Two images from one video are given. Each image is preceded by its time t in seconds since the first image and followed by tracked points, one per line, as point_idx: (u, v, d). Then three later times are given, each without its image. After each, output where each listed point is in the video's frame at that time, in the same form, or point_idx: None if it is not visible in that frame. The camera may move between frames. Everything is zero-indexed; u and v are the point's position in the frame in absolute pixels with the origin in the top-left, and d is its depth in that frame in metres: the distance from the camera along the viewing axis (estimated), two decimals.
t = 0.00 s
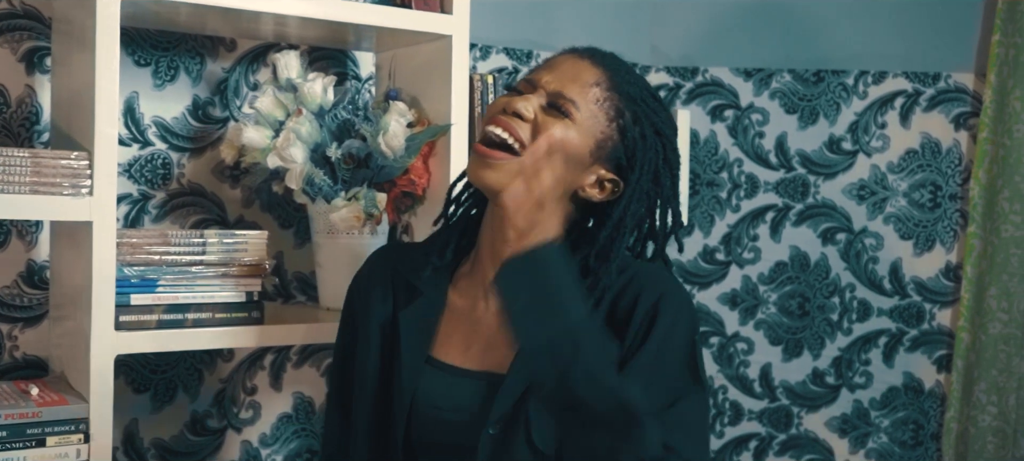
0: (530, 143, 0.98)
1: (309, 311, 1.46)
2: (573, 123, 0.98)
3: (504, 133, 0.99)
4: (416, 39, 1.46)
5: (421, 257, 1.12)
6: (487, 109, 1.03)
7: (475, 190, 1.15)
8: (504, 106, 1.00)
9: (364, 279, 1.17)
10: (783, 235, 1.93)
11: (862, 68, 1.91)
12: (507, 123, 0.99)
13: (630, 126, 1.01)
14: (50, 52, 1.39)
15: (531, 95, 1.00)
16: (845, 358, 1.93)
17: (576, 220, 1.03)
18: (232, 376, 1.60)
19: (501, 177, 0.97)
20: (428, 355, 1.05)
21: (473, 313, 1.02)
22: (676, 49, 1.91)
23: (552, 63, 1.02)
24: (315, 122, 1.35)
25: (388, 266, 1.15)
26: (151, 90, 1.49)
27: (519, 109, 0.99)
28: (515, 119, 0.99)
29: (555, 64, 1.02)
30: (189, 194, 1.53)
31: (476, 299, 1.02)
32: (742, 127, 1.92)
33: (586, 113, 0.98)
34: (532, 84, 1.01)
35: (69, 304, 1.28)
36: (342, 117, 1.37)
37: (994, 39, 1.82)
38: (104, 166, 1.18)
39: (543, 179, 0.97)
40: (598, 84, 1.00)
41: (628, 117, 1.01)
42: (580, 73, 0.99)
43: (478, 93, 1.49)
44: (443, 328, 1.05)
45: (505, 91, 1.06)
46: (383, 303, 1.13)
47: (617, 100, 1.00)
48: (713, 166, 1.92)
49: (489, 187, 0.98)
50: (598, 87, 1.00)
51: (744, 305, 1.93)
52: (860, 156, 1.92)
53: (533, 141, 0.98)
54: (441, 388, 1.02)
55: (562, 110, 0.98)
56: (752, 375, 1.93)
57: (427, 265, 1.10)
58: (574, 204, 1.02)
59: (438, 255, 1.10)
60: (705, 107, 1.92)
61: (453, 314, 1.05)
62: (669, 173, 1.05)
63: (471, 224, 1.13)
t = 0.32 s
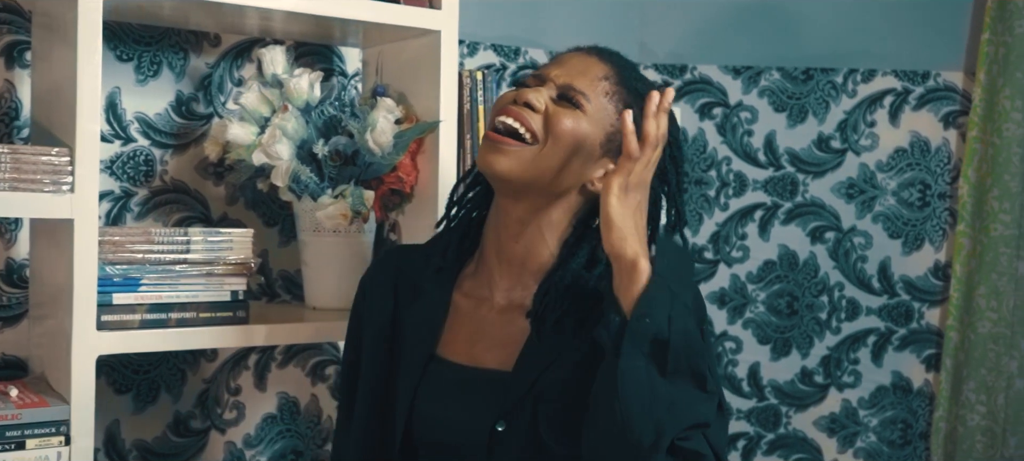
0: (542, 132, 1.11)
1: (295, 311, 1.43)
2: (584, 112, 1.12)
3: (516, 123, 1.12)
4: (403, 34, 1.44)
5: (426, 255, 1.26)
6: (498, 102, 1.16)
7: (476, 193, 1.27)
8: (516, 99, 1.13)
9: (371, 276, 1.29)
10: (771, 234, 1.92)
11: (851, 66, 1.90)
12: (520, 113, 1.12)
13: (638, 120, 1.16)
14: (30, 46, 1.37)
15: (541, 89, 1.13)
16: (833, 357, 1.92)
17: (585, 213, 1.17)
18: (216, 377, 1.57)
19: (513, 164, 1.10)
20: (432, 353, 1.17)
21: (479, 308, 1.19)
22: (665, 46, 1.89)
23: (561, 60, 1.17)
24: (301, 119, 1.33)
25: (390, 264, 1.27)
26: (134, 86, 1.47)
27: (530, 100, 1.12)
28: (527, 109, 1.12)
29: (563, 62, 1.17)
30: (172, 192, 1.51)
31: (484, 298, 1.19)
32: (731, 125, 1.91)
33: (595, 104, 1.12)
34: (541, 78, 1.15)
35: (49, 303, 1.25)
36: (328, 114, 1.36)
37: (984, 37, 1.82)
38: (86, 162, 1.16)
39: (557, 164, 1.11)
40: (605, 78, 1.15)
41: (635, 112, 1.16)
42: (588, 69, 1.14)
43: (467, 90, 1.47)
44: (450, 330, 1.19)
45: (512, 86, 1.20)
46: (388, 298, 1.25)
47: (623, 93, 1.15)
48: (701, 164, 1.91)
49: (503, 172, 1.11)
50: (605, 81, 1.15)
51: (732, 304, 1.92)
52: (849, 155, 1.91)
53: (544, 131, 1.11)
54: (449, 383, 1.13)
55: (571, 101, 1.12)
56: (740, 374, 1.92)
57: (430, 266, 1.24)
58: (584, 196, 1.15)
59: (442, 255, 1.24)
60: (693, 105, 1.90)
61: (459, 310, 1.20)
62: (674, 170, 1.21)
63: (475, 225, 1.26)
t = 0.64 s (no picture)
0: (558, 134, 1.13)
1: (276, 311, 1.41)
2: (600, 115, 1.14)
3: (532, 123, 1.13)
4: (387, 30, 1.43)
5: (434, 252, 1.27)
6: (512, 100, 1.18)
7: (484, 191, 1.30)
8: (533, 100, 1.15)
9: (380, 267, 1.28)
10: (756, 233, 1.91)
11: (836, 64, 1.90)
12: (538, 115, 1.13)
13: (654, 122, 1.18)
14: (5, 40, 1.34)
15: (558, 90, 1.15)
16: (818, 356, 1.91)
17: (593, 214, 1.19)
18: (196, 377, 1.55)
19: (533, 163, 1.12)
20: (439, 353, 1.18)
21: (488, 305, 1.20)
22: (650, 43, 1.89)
23: (576, 59, 1.19)
24: (283, 115, 1.31)
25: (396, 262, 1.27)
26: (112, 81, 1.44)
27: (548, 101, 1.13)
28: (545, 110, 1.13)
29: (579, 61, 1.18)
30: (151, 189, 1.48)
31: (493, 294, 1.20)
32: (716, 123, 1.90)
33: (611, 107, 1.14)
34: (557, 78, 1.17)
35: (24, 303, 1.23)
36: (310, 110, 1.33)
37: (968, 35, 1.81)
38: (63, 158, 1.14)
39: (573, 166, 1.12)
40: (623, 80, 1.16)
41: (651, 115, 1.18)
42: (606, 71, 1.16)
43: (453, 86, 1.45)
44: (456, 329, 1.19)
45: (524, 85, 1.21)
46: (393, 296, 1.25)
47: (638, 95, 1.17)
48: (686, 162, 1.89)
49: (522, 170, 1.12)
50: (622, 83, 1.16)
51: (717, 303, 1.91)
52: (834, 153, 1.90)
53: (561, 133, 1.13)
54: (456, 384, 1.15)
55: (589, 103, 1.14)
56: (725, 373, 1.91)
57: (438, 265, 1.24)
58: (595, 198, 1.18)
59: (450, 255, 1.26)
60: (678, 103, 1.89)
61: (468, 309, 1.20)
62: (687, 172, 1.22)
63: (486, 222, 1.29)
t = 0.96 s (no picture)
0: (563, 138, 1.13)
1: (253, 311, 1.39)
2: (608, 120, 1.14)
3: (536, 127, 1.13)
4: (366, 27, 1.41)
5: (437, 252, 1.26)
6: (518, 104, 1.19)
7: (494, 189, 1.30)
8: (539, 104, 1.15)
9: (373, 266, 1.27)
10: (738, 231, 1.91)
11: (817, 63, 1.89)
12: (543, 119, 1.13)
13: (665, 125, 1.19)
14: None
15: (563, 92, 1.16)
16: (799, 355, 1.91)
17: (599, 216, 1.22)
18: (172, 378, 1.53)
19: (537, 170, 1.12)
20: (437, 357, 1.19)
21: (489, 311, 1.21)
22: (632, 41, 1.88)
23: (585, 59, 1.20)
24: (262, 112, 1.29)
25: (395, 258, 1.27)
26: (87, 77, 1.42)
27: (553, 105, 1.14)
28: (550, 114, 1.13)
29: (589, 61, 1.19)
30: (127, 187, 1.46)
31: (494, 301, 1.21)
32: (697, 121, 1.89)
33: (619, 110, 1.15)
34: (564, 80, 1.18)
35: None
36: (290, 107, 1.32)
37: (950, 34, 1.81)
38: (35, 156, 1.11)
39: (578, 171, 1.13)
40: (632, 82, 1.17)
41: (662, 117, 1.19)
42: (616, 71, 1.17)
43: (434, 83, 1.44)
44: (454, 330, 1.21)
45: (530, 87, 1.22)
46: (387, 295, 1.24)
47: (648, 97, 1.18)
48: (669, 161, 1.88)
49: (524, 175, 1.12)
50: (632, 84, 1.17)
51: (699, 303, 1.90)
52: (815, 152, 1.90)
53: (567, 138, 1.13)
54: (459, 389, 1.16)
55: (597, 108, 1.14)
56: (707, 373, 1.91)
57: (441, 266, 1.24)
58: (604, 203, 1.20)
59: (453, 257, 1.25)
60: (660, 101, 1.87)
61: (467, 311, 1.23)
62: (699, 179, 1.25)
63: (490, 222, 1.30)
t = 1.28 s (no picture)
0: (565, 157, 1.12)
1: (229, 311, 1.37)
2: (610, 138, 1.13)
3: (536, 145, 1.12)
4: (344, 23, 1.39)
5: (434, 254, 1.26)
6: (520, 114, 1.17)
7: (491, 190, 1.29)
8: (539, 119, 1.13)
9: (360, 265, 1.26)
10: (718, 230, 1.91)
11: (797, 62, 1.89)
12: (544, 137, 1.12)
13: (669, 138, 1.19)
14: None
15: (565, 106, 1.14)
16: (779, 355, 1.91)
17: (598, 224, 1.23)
18: (147, 379, 1.51)
19: (536, 190, 1.12)
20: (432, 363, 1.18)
21: (486, 318, 1.21)
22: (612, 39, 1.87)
23: (589, 67, 1.17)
24: (238, 109, 1.27)
25: (386, 260, 1.25)
26: (60, 73, 1.39)
27: (555, 121, 1.12)
28: (552, 132, 1.12)
29: (593, 71, 1.17)
30: (101, 185, 1.43)
31: (490, 308, 1.22)
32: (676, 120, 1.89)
33: (622, 127, 1.14)
34: (567, 92, 1.15)
35: None
36: (267, 105, 1.32)
37: (928, 33, 1.82)
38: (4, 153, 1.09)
39: (577, 189, 1.13)
40: (636, 95, 1.16)
41: (666, 130, 1.18)
42: (622, 84, 1.15)
43: (413, 81, 1.42)
44: (447, 334, 1.21)
45: (530, 92, 1.20)
46: (376, 296, 1.23)
47: (652, 110, 1.17)
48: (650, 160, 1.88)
49: (522, 195, 1.12)
50: (637, 98, 1.16)
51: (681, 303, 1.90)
52: (795, 151, 1.90)
53: (568, 157, 1.12)
54: (456, 397, 1.16)
55: (600, 126, 1.13)
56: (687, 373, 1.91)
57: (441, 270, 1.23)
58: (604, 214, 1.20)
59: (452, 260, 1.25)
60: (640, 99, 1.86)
61: (462, 315, 1.23)
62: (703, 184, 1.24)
63: (487, 224, 1.29)
